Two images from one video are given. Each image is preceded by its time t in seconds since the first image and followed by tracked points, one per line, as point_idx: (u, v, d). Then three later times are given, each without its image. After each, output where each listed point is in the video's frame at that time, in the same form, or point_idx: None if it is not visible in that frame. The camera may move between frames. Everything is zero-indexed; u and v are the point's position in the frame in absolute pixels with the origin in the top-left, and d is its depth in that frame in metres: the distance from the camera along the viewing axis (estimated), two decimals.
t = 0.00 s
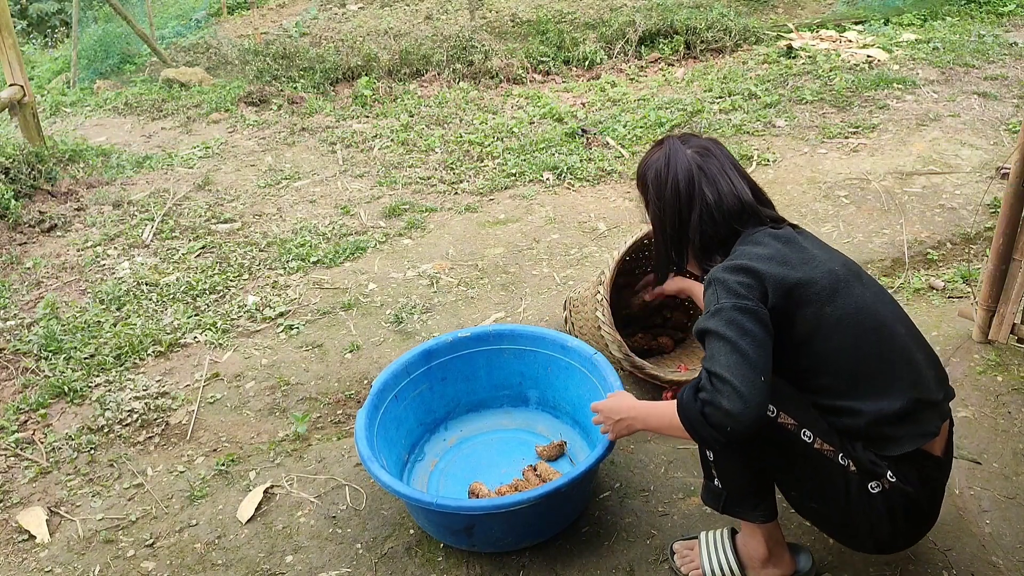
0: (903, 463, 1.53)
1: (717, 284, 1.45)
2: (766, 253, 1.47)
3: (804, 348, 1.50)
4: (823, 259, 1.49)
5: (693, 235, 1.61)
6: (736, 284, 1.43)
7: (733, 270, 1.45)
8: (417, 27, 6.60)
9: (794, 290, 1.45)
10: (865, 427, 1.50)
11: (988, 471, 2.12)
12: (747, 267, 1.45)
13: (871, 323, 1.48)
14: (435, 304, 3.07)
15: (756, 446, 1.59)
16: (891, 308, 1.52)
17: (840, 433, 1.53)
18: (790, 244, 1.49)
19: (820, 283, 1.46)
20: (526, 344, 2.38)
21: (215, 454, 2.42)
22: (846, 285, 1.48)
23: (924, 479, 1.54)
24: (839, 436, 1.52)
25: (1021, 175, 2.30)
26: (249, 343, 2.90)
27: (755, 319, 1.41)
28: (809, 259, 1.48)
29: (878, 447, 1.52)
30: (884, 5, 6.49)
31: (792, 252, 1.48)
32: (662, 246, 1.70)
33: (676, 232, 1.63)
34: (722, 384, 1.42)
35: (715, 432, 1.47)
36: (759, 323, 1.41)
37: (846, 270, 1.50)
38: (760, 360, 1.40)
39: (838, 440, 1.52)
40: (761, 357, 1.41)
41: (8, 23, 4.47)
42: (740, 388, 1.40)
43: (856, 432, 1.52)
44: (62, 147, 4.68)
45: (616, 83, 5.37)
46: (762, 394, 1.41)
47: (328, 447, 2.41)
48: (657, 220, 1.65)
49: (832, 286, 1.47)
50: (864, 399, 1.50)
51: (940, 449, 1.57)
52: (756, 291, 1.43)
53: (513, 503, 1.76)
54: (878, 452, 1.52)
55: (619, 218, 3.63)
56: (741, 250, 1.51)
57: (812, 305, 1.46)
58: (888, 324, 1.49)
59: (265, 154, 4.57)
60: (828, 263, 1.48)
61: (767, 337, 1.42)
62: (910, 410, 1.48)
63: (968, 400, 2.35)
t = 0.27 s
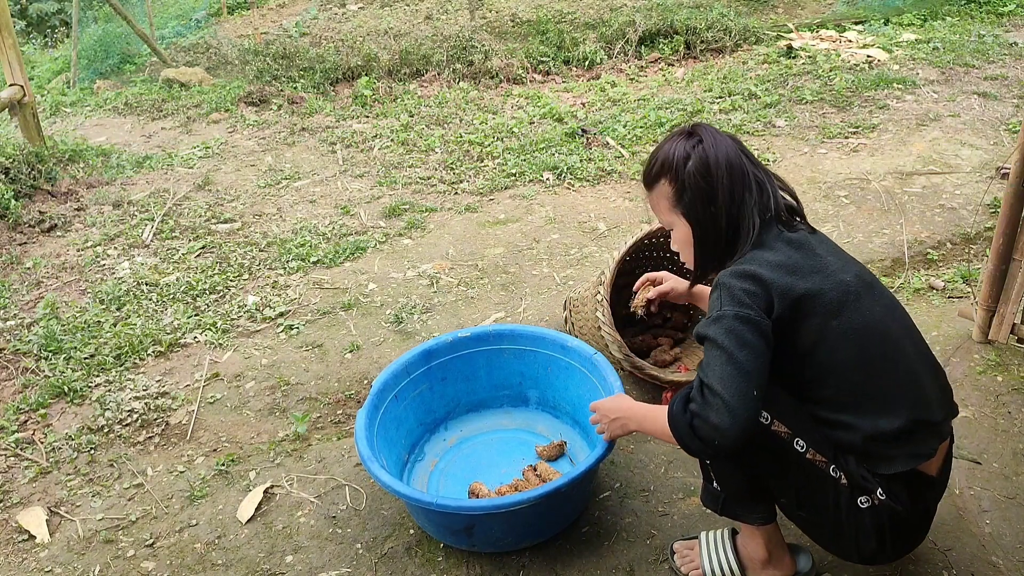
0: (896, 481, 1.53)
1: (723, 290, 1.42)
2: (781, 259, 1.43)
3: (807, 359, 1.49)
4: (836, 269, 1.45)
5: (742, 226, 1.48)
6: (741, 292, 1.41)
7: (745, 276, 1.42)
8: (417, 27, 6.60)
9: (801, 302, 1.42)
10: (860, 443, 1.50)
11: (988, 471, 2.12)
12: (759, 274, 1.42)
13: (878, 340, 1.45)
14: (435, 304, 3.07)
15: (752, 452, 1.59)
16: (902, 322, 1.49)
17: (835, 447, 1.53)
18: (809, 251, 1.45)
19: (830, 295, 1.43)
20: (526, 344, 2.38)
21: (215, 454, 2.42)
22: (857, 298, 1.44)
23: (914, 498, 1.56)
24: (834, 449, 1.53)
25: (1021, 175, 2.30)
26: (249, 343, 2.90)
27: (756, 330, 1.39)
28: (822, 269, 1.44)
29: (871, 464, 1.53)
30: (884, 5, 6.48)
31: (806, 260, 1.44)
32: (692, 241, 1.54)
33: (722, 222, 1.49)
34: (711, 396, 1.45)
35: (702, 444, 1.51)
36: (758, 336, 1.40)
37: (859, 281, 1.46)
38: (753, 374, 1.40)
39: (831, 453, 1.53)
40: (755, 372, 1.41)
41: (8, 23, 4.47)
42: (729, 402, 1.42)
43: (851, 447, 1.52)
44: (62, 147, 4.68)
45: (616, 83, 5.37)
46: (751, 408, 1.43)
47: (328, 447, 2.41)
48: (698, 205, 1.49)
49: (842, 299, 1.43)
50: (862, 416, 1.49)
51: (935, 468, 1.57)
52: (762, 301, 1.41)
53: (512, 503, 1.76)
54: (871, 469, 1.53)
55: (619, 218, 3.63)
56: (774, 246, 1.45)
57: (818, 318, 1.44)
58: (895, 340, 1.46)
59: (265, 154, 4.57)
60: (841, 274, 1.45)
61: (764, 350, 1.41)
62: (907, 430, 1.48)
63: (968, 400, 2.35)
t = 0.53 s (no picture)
0: (899, 490, 1.53)
1: (731, 294, 1.41)
2: (792, 263, 1.42)
3: (814, 365, 1.47)
4: (848, 275, 1.43)
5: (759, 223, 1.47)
6: (749, 297, 1.39)
7: (754, 281, 1.40)
8: (417, 27, 6.60)
9: (809, 308, 1.41)
10: (864, 452, 1.49)
11: (988, 471, 2.12)
12: (768, 279, 1.40)
13: (887, 348, 1.44)
14: (435, 304, 3.07)
15: (753, 454, 1.63)
16: (911, 330, 1.48)
17: (838, 453, 1.53)
18: (819, 253, 1.44)
19: (840, 302, 1.41)
20: (526, 344, 2.38)
21: (215, 454, 2.42)
22: (868, 305, 1.43)
23: (914, 506, 1.56)
24: (837, 455, 1.53)
25: (1021, 175, 2.30)
26: (249, 343, 2.90)
27: (760, 337, 1.38)
28: (833, 274, 1.43)
29: (875, 472, 1.52)
30: (884, 5, 6.48)
31: (817, 265, 1.42)
32: (705, 238, 1.52)
33: (738, 219, 1.47)
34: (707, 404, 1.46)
35: (695, 455, 1.54)
36: (762, 343, 1.39)
37: (870, 288, 1.45)
38: (748, 385, 1.41)
39: (834, 459, 1.54)
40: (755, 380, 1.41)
41: (8, 23, 4.47)
42: (722, 412, 1.44)
43: (855, 455, 1.51)
44: (62, 147, 4.68)
45: (616, 83, 5.37)
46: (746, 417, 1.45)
47: (328, 447, 2.41)
48: (715, 202, 1.47)
49: (852, 306, 1.42)
50: (869, 424, 1.48)
51: (938, 477, 1.56)
52: (770, 309, 1.39)
53: (512, 503, 1.75)
54: (875, 477, 1.52)
55: (619, 218, 3.63)
56: (786, 249, 1.44)
57: (827, 324, 1.42)
58: (904, 349, 1.45)
59: (265, 154, 4.57)
60: (853, 280, 1.43)
61: (766, 359, 1.40)
62: (913, 440, 1.47)
63: (969, 399, 2.35)
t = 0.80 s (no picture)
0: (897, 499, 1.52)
1: (724, 299, 1.42)
2: (788, 269, 1.41)
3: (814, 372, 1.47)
4: (847, 282, 1.42)
5: (757, 230, 1.45)
6: (741, 303, 1.39)
7: (748, 288, 1.40)
8: (417, 27, 6.60)
9: (805, 316, 1.40)
10: (861, 459, 1.49)
11: (988, 471, 2.12)
12: (762, 285, 1.40)
13: (887, 355, 1.43)
14: (435, 304, 3.07)
15: (751, 460, 1.63)
16: (911, 338, 1.47)
17: (835, 460, 1.54)
18: (817, 260, 1.43)
19: (838, 309, 1.41)
20: (531, 342, 2.38)
21: (215, 454, 2.42)
22: (867, 313, 1.42)
23: (912, 515, 1.55)
24: (835, 461, 1.54)
25: (1021, 175, 2.31)
26: (249, 343, 2.89)
27: (749, 344, 1.39)
28: (831, 281, 1.42)
29: (872, 480, 1.51)
30: (884, 5, 6.48)
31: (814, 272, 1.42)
32: (702, 244, 1.51)
33: (736, 225, 1.46)
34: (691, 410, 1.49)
35: (680, 460, 1.57)
36: (752, 350, 1.39)
37: (870, 295, 1.44)
38: (731, 392, 1.42)
39: (832, 466, 1.55)
40: (743, 386, 1.42)
41: (8, 23, 4.47)
42: (702, 419, 1.47)
43: (852, 462, 1.52)
44: (61, 147, 4.68)
45: (616, 83, 5.37)
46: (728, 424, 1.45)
47: (328, 447, 2.41)
48: (712, 207, 1.46)
49: (850, 314, 1.41)
50: (867, 432, 1.48)
51: (936, 485, 1.55)
52: (762, 316, 1.39)
53: (528, 496, 1.75)
54: (873, 484, 1.52)
55: (619, 218, 3.63)
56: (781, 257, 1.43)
57: (825, 331, 1.42)
58: (904, 357, 1.45)
59: (265, 154, 4.57)
60: (852, 287, 1.42)
61: (755, 367, 1.41)
62: (910, 448, 1.46)
63: (969, 400, 2.35)
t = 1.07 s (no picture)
0: (887, 502, 1.52)
1: (711, 308, 1.41)
2: (777, 275, 1.40)
3: (805, 376, 1.47)
4: (836, 286, 1.41)
5: (746, 235, 1.44)
6: (727, 311, 1.39)
7: (734, 296, 1.39)
8: (417, 27, 6.60)
9: (794, 322, 1.39)
10: (851, 463, 1.50)
11: (988, 471, 2.12)
12: (748, 293, 1.39)
13: (876, 360, 1.43)
14: (435, 304, 3.07)
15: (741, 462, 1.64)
16: (901, 342, 1.46)
17: (825, 462, 1.54)
18: (806, 265, 1.41)
19: (827, 315, 1.40)
20: (546, 328, 2.35)
21: (215, 454, 2.42)
22: (856, 318, 1.41)
23: (903, 518, 1.55)
24: (826, 464, 1.54)
25: (1021, 175, 2.31)
26: (249, 343, 2.90)
27: (735, 354, 1.39)
28: (821, 286, 1.40)
29: (862, 483, 1.51)
30: (884, 5, 6.48)
31: (803, 276, 1.40)
32: (691, 251, 1.49)
33: (724, 231, 1.45)
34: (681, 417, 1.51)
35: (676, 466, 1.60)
36: (737, 359, 1.39)
37: (861, 299, 1.42)
38: (714, 401, 1.44)
39: (823, 469, 1.55)
40: (728, 395, 1.43)
41: (8, 23, 4.47)
42: (690, 427, 1.50)
43: (842, 465, 1.52)
44: (61, 147, 4.68)
45: (616, 83, 5.37)
46: (714, 431, 1.48)
47: (328, 447, 2.41)
48: (699, 216, 1.45)
49: (839, 320, 1.40)
50: (855, 436, 1.48)
51: (927, 487, 1.55)
52: (748, 324, 1.39)
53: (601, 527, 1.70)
54: (863, 488, 1.52)
55: (619, 218, 3.63)
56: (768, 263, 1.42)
57: (813, 335, 1.41)
58: (894, 361, 1.44)
59: (265, 154, 4.57)
60: (841, 291, 1.41)
61: (740, 375, 1.41)
62: (900, 453, 1.46)
63: (969, 400, 2.35)
